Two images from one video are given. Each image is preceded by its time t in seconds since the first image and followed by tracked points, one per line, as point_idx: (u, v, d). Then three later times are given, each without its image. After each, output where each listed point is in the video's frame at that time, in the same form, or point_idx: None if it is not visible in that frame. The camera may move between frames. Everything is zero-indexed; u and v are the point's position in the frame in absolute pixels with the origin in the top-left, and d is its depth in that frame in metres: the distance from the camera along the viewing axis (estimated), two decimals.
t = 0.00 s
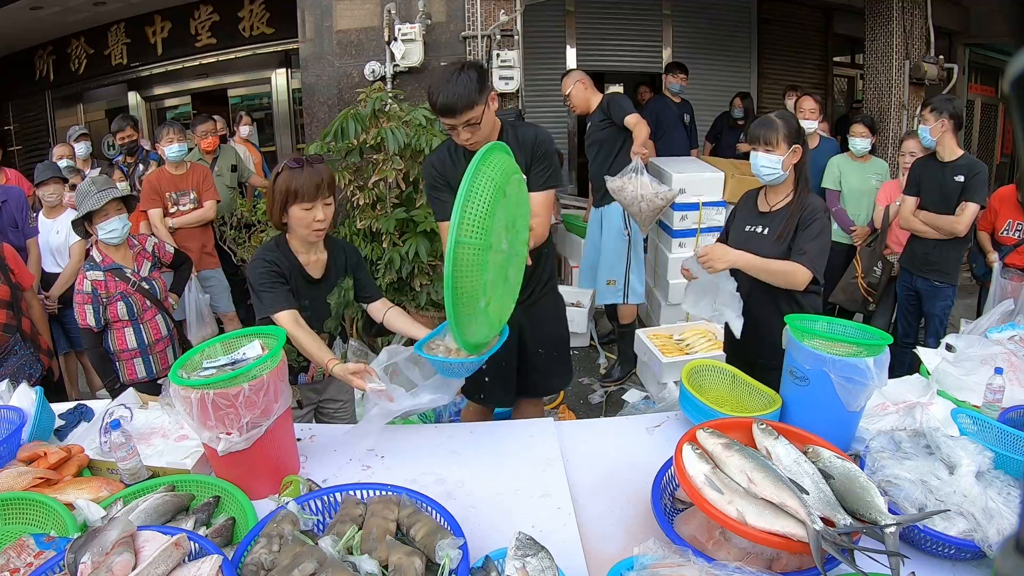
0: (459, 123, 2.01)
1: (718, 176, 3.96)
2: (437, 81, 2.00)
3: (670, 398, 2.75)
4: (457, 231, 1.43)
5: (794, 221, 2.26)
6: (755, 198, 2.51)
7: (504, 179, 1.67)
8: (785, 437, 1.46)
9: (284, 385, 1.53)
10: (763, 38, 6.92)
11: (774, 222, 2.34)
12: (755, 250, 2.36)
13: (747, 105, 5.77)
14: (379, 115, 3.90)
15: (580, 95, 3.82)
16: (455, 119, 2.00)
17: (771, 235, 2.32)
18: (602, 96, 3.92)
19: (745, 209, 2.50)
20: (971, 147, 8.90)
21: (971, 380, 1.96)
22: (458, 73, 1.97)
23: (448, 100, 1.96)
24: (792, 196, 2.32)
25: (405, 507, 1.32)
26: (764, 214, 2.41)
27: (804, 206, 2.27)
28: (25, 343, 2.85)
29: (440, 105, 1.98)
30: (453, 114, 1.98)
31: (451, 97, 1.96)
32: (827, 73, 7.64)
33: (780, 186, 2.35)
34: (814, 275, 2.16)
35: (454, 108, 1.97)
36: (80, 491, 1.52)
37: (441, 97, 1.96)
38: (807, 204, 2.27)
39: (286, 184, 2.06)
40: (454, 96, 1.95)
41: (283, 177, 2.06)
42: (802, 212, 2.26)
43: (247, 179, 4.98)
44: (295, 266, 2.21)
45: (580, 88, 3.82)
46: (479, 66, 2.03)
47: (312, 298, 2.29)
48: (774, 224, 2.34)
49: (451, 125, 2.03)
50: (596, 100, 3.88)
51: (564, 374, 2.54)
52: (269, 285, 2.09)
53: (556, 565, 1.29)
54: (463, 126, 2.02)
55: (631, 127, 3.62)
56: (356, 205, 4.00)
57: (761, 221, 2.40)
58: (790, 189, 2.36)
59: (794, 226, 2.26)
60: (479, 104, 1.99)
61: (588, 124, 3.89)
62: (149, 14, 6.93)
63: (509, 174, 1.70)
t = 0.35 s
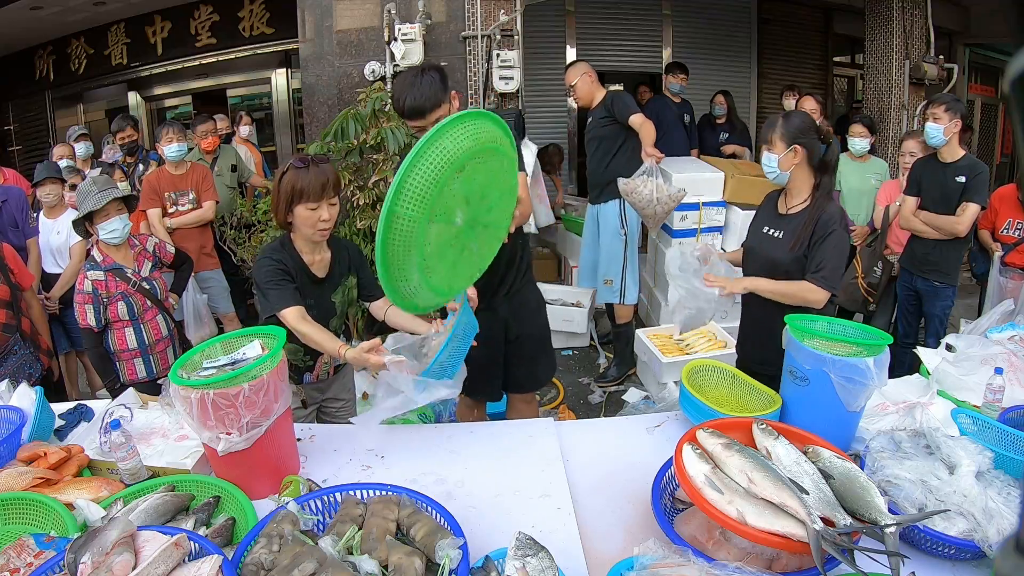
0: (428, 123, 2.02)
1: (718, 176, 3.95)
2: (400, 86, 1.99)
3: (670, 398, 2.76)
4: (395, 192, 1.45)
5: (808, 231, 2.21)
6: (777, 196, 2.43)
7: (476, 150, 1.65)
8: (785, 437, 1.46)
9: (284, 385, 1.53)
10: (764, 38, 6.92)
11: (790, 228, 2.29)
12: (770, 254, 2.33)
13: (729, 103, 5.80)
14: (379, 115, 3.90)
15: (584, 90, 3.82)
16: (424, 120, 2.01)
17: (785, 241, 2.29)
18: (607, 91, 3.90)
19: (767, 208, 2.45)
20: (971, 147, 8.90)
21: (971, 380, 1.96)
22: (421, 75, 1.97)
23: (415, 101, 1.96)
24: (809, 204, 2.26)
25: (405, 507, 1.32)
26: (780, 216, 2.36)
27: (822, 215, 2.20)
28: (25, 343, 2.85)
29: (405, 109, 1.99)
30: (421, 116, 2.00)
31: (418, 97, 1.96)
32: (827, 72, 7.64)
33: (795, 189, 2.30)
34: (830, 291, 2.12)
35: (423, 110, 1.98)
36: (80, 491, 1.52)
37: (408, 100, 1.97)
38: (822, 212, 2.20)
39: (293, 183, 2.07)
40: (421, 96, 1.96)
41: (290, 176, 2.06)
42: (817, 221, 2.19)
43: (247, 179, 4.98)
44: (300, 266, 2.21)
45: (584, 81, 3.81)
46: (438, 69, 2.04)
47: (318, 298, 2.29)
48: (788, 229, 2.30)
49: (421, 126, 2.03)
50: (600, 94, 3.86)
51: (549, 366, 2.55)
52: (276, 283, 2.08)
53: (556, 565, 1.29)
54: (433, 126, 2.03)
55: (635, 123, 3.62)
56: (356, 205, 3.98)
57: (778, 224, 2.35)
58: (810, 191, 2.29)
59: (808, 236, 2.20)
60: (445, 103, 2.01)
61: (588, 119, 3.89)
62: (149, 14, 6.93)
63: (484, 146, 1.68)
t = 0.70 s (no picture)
0: (424, 112, 1.99)
1: (718, 176, 3.95)
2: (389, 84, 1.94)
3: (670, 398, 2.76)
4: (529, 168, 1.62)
5: (812, 234, 2.19)
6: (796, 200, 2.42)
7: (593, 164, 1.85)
8: (785, 437, 1.46)
9: (284, 385, 1.53)
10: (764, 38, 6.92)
11: (797, 230, 2.29)
12: (774, 253, 2.35)
13: (710, 99, 5.84)
14: (379, 115, 3.90)
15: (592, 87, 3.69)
16: (421, 108, 1.98)
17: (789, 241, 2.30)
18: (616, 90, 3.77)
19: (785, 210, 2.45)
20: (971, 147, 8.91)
21: (971, 380, 1.96)
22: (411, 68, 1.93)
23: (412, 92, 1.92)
24: (817, 208, 2.24)
25: (405, 507, 1.32)
26: (792, 218, 2.36)
27: (828, 221, 2.17)
28: (25, 343, 2.85)
29: (394, 103, 1.96)
30: (420, 103, 1.96)
31: (416, 88, 1.92)
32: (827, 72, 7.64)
33: (808, 191, 2.29)
34: (836, 298, 2.11)
35: (420, 99, 1.95)
36: (80, 491, 1.52)
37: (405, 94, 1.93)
38: (829, 216, 2.18)
39: (293, 180, 2.07)
40: (418, 87, 1.92)
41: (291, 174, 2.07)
42: (823, 224, 2.17)
43: (247, 179, 4.98)
44: (305, 261, 2.23)
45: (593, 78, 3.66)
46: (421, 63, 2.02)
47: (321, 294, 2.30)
48: (795, 231, 2.30)
49: (414, 115, 1.99)
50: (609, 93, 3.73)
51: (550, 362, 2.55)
52: (276, 277, 2.09)
53: (556, 564, 1.29)
54: (428, 116, 2.01)
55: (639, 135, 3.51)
56: (356, 205, 3.99)
57: (788, 225, 2.35)
58: (821, 191, 2.27)
59: (812, 241, 2.19)
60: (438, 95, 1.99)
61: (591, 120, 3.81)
62: (149, 14, 6.93)
63: (600, 159, 1.87)
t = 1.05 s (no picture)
0: (480, 104, 1.97)
1: (719, 176, 3.95)
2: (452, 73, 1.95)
3: (670, 398, 2.77)
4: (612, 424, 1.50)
5: (804, 228, 2.20)
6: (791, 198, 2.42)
7: (605, 356, 1.76)
8: (784, 436, 1.46)
9: (284, 385, 1.53)
10: (763, 37, 6.92)
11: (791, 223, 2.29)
12: (767, 248, 2.36)
13: (709, 99, 5.82)
14: (379, 115, 3.90)
15: (596, 86, 3.65)
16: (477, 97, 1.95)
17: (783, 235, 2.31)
18: (622, 88, 3.72)
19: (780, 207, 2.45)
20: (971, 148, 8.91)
21: (971, 380, 1.96)
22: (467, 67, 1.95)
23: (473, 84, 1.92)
24: (811, 203, 2.24)
25: (405, 507, 1.32)
26: (786, 213, 2.36)
27: (820, 215, 2.18)
28: (25, 343, 2.85)
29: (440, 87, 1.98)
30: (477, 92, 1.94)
31: (477, 80, 1.93)
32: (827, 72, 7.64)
33: (804, 188, 2.29)
34: (823, 292, 2.10)
35: (475, 88, 1.93)
36: (80, 491, 1.52)
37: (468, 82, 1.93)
38: (821, 212, 2.18)
39: (283, 177, 2.08)
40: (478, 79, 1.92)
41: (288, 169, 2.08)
42: (815, 220, 2.18)
43: (247, 179, 4.98)
44: (299, 255, 2.24)
45: (596, 76, 3.62)
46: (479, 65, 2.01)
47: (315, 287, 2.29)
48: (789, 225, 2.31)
49: (471, 106, 1.96)
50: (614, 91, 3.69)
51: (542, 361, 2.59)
52: (264, 270, 2.13)
53: (556, 565, 1.29)
54: (483, 110, 1.98)
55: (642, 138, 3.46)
56: (356, 205, 4.00)
57: (783, 220, 2.35)
58: (817, 188, 2.27)
59: (803, 236, 2.20)
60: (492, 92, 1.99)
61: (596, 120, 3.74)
62: (149, 14, 6.93)
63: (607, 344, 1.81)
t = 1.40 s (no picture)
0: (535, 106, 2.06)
1: (719, 176, 3.95)
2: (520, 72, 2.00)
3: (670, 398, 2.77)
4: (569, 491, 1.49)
5: (809, 233, 2.20)
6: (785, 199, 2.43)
7: (583, 423, 1.79)
8: (785, 436, 1.46)
9: (284, 385, 1.53)
10: (764, 37, 6.92)
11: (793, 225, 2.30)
12: (770, 252, 2.35)
13: (710, 100, 5.83)
14: (379, 115, 3.90)
15: (599, 86, 3.61)
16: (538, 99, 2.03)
17: (787, 237, 2.30)
18: (626, 88, 3.66)
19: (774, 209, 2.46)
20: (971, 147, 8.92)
21: (971, 380, 1.96)
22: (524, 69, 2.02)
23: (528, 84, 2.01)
24: (811, 205, 2.25)
25: (405, 507, 1.32)
26: (785, 215, 2.37)
27: (825, 217, 2.18)
28: (25, 343, 2.85)
29: (487, 84, 1.99)
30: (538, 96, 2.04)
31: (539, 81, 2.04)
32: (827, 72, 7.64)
33: (801, 188, 2.30)
34: (838, 297, 2.12)
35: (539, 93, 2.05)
36: (81, 491, 1.52)
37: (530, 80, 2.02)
38: (825, 215, 2.18)
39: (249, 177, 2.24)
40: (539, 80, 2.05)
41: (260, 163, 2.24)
42: (820, 224, 2.18)
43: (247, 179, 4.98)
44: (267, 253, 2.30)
45: (600, 75, 3.57)
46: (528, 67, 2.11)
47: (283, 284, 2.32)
48: (790, 226, 2.31)
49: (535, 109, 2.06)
50: (619, 90, 3.64)
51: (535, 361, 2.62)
52: (230, 265, 2.19)
53: (556, 565, 1.29)
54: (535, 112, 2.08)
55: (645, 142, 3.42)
56: (356, 205, 4.00)
57: (782, 223, 2.35)
58: (815, 189, 2.28)
59: (809, 240, 2.20)
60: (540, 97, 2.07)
61: (601, 123, 3.73)
62: (149, 14, 6.93)
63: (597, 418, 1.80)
